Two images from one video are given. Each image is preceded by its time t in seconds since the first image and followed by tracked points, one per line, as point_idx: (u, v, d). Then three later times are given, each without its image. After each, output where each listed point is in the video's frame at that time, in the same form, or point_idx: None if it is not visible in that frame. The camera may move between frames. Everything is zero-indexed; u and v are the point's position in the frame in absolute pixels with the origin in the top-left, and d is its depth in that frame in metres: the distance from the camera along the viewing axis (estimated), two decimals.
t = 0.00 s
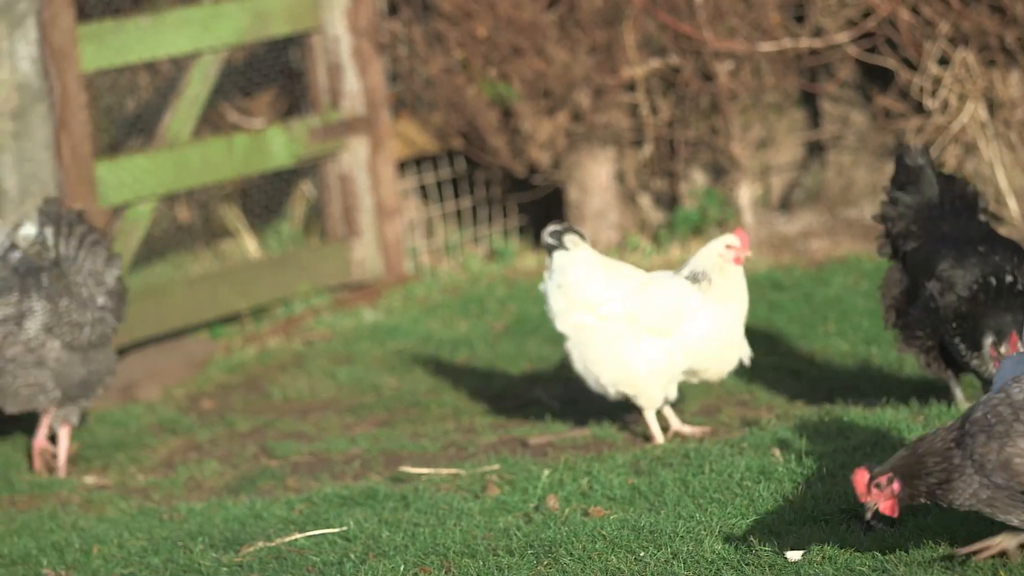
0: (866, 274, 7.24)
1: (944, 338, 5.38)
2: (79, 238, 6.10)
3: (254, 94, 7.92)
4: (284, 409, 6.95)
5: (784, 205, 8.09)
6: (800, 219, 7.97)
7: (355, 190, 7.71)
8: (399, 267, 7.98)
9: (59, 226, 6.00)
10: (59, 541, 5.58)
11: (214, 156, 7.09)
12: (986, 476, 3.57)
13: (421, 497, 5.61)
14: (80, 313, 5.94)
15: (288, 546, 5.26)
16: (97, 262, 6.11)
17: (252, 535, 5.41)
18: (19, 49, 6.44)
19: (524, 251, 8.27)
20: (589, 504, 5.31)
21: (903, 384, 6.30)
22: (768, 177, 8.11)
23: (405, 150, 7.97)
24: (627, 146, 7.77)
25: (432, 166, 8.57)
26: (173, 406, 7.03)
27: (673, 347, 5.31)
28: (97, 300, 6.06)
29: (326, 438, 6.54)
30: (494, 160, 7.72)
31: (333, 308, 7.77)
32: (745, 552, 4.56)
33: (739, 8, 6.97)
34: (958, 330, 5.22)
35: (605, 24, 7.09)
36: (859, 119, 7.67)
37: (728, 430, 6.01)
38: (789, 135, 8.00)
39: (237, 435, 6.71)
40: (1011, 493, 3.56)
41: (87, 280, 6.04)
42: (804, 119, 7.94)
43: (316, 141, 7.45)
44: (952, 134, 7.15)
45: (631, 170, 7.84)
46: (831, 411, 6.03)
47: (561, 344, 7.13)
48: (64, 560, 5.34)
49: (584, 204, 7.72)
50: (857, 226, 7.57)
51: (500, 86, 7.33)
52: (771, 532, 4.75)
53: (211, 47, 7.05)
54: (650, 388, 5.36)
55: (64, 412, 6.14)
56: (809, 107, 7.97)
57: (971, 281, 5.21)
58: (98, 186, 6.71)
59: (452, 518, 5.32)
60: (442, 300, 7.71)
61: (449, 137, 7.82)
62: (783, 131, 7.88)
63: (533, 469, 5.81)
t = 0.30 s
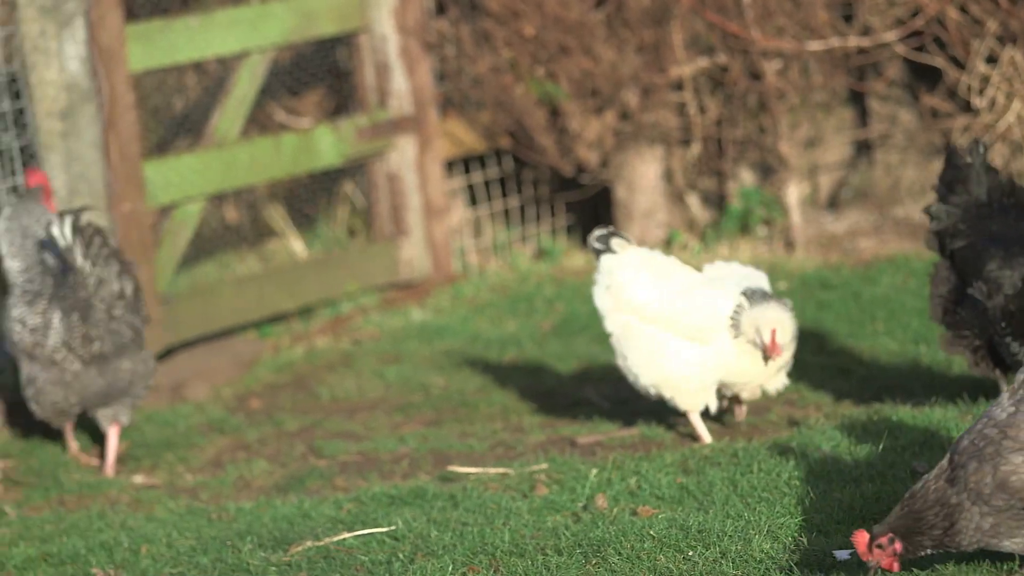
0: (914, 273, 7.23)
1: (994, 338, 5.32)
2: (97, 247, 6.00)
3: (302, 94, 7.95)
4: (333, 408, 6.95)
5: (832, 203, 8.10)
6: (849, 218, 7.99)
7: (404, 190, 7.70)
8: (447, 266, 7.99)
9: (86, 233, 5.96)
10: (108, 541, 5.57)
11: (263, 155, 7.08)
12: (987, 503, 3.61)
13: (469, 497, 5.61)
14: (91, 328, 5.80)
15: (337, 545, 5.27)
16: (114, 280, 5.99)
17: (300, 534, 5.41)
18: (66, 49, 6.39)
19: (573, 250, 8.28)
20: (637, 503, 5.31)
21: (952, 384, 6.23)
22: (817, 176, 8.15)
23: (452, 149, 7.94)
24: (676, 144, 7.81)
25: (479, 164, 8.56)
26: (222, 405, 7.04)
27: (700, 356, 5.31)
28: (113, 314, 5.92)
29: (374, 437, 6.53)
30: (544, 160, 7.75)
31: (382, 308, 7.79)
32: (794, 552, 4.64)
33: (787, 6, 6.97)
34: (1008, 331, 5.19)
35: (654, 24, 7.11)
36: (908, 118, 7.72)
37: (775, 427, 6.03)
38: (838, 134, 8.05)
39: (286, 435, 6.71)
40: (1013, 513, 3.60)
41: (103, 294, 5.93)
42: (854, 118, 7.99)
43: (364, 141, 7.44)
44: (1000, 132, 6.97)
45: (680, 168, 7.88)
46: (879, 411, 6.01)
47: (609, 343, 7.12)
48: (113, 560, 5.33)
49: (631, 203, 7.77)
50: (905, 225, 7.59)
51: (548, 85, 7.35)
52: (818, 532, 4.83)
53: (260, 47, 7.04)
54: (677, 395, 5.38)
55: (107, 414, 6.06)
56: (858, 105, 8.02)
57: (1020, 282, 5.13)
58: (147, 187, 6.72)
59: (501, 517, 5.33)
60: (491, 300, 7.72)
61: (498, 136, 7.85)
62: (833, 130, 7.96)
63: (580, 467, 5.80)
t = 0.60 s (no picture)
0: (965, 271, 7.22)
1: None
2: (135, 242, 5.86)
3: (351, 94, 7.93)
4: (383, 408, 6.93)
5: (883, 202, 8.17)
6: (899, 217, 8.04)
7: (453, 190, 7.71)
8: (497, 265, 7.99)
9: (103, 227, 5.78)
10: (159, 540, 5.53)
11: (313, 154, 7.06)
12: None
13: (519, 495, 5.60)
14: (99, 325, 5.79)
15: (386, 544, 5.26)
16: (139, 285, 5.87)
17: (350, 533, 5.40)
18: (117, 48, 6.40)
19: (623, 249, 8.31)
20: (687, 502, 5.29)
21: (1001, 382, 6.10)
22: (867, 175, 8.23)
23: (503, 148, 7.97)
24: (726, 142, 7.86)
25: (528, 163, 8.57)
26: (272, 405, 7.03)
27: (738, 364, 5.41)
28: (124, 310, 5.82)
29: (424, 436, 6.52)
30: (594, 159, 7.77)
31: (432, 307, 7.80)
32: (845, 551, 4.62)
33: (838, 5, 6.96)
34: None
35: (704, 23, 7.13)
36: (958, 115, 7.82)
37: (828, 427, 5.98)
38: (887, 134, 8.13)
39: (335, 434, 6.70)
40: None
41: (112, 286, 5.79)
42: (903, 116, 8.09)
43: (415, 140, 7.44)
44: None
45: (730, 166, 7.94)
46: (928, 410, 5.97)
47: (659, 342, 7.09)
48: (164, 559, 5.30)
49: (681, 201, 7.86)
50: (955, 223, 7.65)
51: (598, 84, 7.36)
52: (867, 531, 4.81)
53: (310, 46, 7.04)
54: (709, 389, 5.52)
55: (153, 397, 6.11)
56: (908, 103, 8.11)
57: None
58: (196, 186, 6.66)
59: (551, 516, 5.32)
60: (541, 299, 7.72)
61: (548, 136, 7.85)
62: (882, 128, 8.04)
63: (631, 467, 5.77)
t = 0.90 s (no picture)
0: (999, 271, 7.22)
1: None
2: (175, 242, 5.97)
3: (386, 94, 7.96)
4: (417, 407, 6.93)
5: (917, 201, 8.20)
6: (934, 217, 8.08)
7: (488, 189, 7.71)
8: (532, 264, 7.99)
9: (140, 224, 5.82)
10: (193, 539, 5.53)
11: (348, 154, 7.06)
12: None
13: (553, 495, 5.58)
14: (136, 321, 5.84)
15: (420, 544, 5.26)
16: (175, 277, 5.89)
17: (385, 532, 5.40)
18: (151, 48, 6.39)
19: (656, 248, 8.32)
20: (721, 502, 5.29)
21: None
22: (901, 173, 8.26)
23: (537, 148, 7.97)
24: (761, 142, 7.87)
25: (562, 162, 8.57)
26: (306, 404, 7.03)
27: (775, 357, 5.46)
28: (158, 307, 5.85)
29: (458, 436, 6.52)
30: (629, 159, 7.78)
31: (467, 306, 7.81)
32: (879, 551, 4.61)
33: (872, 4, 6.97)
34: None
35: (738, 22, 7.12)
36: (993, 115, 7.79)
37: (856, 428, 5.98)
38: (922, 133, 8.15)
39: (369, 433, 6.69)
40: None
41: (148, 284, 5.82)
42: (937, 115, 8.10)
43: (449, 139, 7.45)
44: None
45: (764, 166, 7.95)
46: (962, 409, 5.96)
47: (694, 342, 7.08)
48: (198, 559, 5.29)
49: (716, 200, 7.88)
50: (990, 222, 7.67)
51: (632, 83, 7.36)
52: (900, 530, 4.80)
53: (343, 45, 7.04)
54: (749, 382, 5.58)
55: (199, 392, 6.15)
56: (943, 102, 8.11)
57: None
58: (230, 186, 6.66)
59: (584, 516, 5.31)
60: (575, 298, 7.72)
61: (582, 135, 7.86)
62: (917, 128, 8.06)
63: (665, 467, 5.75)
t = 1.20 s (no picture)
0: None
1: None
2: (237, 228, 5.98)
3: (416, 92, 7.90)
4: (448, 406, 6.93)
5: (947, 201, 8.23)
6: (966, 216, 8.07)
7: (519, 189, 7.71)
8: (561, 264, 8.00)
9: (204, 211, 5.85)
10: (225, 539, 5.52)
11: (379, 154, 7.07)
12: None
13: (584, 494, 5.58)
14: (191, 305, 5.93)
15: (451, 543, 5.26)
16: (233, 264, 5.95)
17: (416, 532, 5.40)
18: (183, 48, 6.41)
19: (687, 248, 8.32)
20: (753, 501, 5.28)
21: None
22: (933, 173, 8.29)
23: (568, 148, 7.97)
24: (792, 141, 7.88)
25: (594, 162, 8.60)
26: (337, 403, 7.03)
27: (810, 355, 5.46)
28: (215, 294, 5.94)
29: (489, 435, 6.51)
30: (660, 159, 7.79)
31: (498, 305, 7.83)
32: (910, 550, 4.60)
33: (903, 4, 6.96)
34: None
35: (770, 22, 7.14)
36: None
37: (886, 428, 5.98)
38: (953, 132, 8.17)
39: (401, 433, 6.69)
40: None
41: (204, 271, 5.90)
42: (969, 114, 8.11)
43: (480, 138, 7.45)
44: None
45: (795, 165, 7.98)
46: (995, 410, 5.95)
47: (726, 342, 7.08)
48: (229, 558, 5.28)
49: (747, 201, 7.91)
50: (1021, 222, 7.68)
51: (663, 83, 7.35)
52: (931, 530, 4.79)
53: (375, 45, 7.03)
54: (782, 378, 5.58)
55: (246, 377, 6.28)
56: (974, 102, 8.13)
57: None
58: (261, 186, 6.66)
59: (615, 515, 5.31)
60: (606, 297, 7.72)
61: (613, 135, 7.87)
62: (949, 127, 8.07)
63: (697, 466, 5.75)
